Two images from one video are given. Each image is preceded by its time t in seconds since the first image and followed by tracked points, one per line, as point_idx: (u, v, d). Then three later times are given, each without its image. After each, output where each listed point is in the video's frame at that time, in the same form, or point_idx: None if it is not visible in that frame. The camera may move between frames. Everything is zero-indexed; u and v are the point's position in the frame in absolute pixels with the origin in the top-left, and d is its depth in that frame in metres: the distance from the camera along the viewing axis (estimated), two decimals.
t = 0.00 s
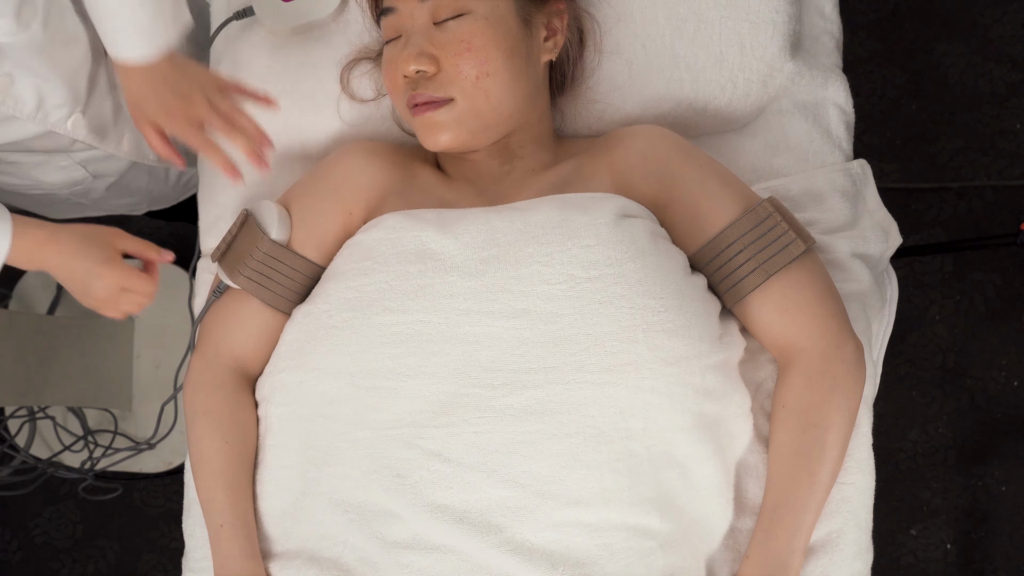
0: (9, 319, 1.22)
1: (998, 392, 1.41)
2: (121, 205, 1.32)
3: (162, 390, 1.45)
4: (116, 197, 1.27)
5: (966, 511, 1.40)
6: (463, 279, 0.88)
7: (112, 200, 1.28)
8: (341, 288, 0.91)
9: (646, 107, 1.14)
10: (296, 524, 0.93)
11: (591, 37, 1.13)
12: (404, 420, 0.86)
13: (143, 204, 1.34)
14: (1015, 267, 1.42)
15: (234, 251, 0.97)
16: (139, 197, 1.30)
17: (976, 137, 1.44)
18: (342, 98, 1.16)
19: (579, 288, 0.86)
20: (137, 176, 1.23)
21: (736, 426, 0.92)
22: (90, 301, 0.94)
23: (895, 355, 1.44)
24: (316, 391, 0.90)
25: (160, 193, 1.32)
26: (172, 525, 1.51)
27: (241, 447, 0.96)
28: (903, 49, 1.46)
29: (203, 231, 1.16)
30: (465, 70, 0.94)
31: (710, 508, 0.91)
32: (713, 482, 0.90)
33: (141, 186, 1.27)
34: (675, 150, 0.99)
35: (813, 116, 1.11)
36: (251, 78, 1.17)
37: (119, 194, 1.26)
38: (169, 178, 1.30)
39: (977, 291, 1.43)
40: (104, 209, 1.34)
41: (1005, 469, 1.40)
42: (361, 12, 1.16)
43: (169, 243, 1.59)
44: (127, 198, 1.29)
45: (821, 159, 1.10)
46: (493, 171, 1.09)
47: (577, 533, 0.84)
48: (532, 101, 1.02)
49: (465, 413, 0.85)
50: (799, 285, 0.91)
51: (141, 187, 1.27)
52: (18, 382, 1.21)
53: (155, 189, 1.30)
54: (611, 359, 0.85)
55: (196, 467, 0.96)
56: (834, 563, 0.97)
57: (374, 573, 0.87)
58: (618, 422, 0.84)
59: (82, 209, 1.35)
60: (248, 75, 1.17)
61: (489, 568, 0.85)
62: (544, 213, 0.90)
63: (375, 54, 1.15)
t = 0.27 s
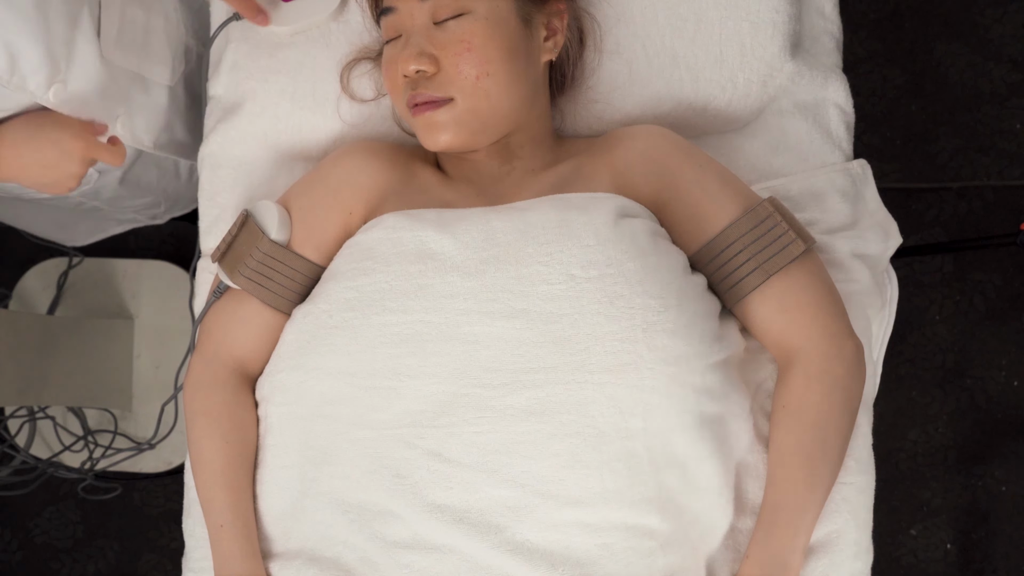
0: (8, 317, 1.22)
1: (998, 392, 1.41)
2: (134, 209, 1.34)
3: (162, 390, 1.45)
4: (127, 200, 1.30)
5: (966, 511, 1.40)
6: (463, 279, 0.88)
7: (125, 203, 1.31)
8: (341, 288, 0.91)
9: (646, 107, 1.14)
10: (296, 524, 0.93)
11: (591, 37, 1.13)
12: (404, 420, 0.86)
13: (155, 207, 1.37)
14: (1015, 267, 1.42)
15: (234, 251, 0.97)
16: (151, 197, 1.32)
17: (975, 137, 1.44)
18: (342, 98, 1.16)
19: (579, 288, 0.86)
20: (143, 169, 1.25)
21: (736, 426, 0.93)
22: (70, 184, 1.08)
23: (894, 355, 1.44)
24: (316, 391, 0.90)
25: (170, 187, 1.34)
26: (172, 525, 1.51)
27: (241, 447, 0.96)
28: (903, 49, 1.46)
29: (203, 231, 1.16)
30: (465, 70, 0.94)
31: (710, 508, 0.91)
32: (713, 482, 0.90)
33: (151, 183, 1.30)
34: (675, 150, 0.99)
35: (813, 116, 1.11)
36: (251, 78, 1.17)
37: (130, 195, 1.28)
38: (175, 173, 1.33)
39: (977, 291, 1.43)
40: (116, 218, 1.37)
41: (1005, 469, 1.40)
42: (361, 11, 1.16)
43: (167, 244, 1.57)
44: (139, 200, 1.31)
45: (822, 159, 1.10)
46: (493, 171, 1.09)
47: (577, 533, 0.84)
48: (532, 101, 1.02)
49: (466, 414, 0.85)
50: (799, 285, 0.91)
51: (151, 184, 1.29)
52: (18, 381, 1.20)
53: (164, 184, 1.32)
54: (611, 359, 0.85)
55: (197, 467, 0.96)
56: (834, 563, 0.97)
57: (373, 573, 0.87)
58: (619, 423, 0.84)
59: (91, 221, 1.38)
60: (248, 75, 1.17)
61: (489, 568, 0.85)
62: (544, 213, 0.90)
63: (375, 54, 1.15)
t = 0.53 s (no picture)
0: (9, 317, 1.22)
1: (998, 392, 1.41)
2: (121, 220, 1.31)
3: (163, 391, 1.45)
4: (114, 210, 1.27)
5: (966, 511, 1.40)
6: (463, 278, 0.88)
7: (111, 214, 1.28)
8: (341, 288, 0.91)
9: (646, 107, 1.14)
10: (296, 524, 0.93)
11: (591, 37, 1.13)
12: (403, 420, 0.86)
13: (145, 219, 1.34)
14: (1015, 267, 1.42)
15: (234, 251, 0.97)
16: (138, 207, 1.30)
17: (975, 137, 1.44)
18: (342, 98, 1.16)
19: (579, 288, 0.86)
20: (131, 177, 1.23)
21: (736, 426, 0.93)
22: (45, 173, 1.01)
23: (894, 355, 1.44)
24: (316, 391, 0.90)
25: (158, 198, 1.32)
26: (172, 525, 1.51)
27: (242, 447, 0.96)
28: (903, 49, 1.46)
29: (203, 231, 1.16)
30: (465, 70, 0.94)
31: (710, 508, 0.91)
32: (713, 482, 0.90)
33: (138, 192, 1.28)
34: (675, 150, 0.99)
35: (813, 116, 1.11)
36: (250, 78, 1.17)
37: (119, 204, 1.26)
38: (161, 181, 1.31)
39: (977, 291, 1.43)
40: (105, 232, 1.34)
41: (1005, 469, 1.40)
42: (361, 11, 1.16)
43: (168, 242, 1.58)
44: (127, 210, 1.29)
45: (822, 159, 1.10)
46: (493, 171, 1.09)
47: (577, 533, 0.84)
48: (532, 101, 1.02)
49: (466, 414, 0.85)
50: (799, 285, 0.90)
51: (137, 194, 1.27)
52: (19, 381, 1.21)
53: (151, 194, 1.31)
54: (611, 359, 0.85)
55: (197, 467, 0.97)
56: (834, 563, 0.97)
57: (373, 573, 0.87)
58: (619, 423, 0.84)
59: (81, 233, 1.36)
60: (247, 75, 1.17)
61: (489, 568, 0.85)
62: (544, 213, 0.90)
63: (375, 54, 1.15)
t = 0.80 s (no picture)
0: (9, 318, 1.22)
1: (997, 392, 1.41)
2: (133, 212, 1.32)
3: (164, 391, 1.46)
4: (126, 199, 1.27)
5: (966, 511, 1.40)
6: (463, 278, 0.88)
7: (124, 204, 1.28)
8: (341, 288, 0.91)
9: (646, 107, 1.14)
10: (296, 524, 0.93)
11: (591, 37, 1.13)
12: (403, 420, 0.86)
13: (155, 212, 1.35)
14: (1015, 267, 1.42)
15: (234, 251, 0.97)
16: (149, 195, 1.30)
17: (975, 137, 1.44)
18: (342, 98, 1.16)
19: (579, 288, 0.86)
20: (139, 162, 1.24)
21: (736, 426, 0.93)
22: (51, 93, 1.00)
23: (894, 355, 1.44)
24: (316, 391, 0.90)
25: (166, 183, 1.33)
26: (172, 525, 1.51)
27: (242, 447, 0.96)
28: (903, 49, 1.46)
29: (203, 231, 1.16)
30: (465, 70, 0.94)
31: (710, 508, 0.91)
32: (713, 482, 0.90)
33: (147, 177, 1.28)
34: (674, 150, 0.99)
35: (813, 116, 1.11)
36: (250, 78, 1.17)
37: (131, 192, 1.26)
38: (168, 167, 1.32)
39: (977, 291, 1.43)
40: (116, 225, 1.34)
41: (1005, 468, 1.40)
42: (361, 11, 1.16)
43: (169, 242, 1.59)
44: (138, 199, 1.29)
45: (821, 159, 1.10)
46: (493, 171, 1.09)
47: (577, 533, 0.84)
48: (532, 102, 1.02)
49: (466, 414, 0.85)
50: (799, 285, 0.90)
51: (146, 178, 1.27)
52: (19, 382, 1.20)
53: (160, 178, 1.31)
54: (612, 359, 0.85)
55: (197, 467, 0.97)
56: (834, 563, 0.97)
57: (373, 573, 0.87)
58: (619, 422, 0.84)
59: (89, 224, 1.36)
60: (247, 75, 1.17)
61: (489, 568, 0.85)
62: (544, 213, 0.90)
63: (375, 55, 1.15)
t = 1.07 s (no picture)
0: (9, 318, 1.21)
1: (998, 392, 1.41)
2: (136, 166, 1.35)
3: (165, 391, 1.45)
4: (125, 150, 1.31)
5: (966, 511, 1.40)
6: (463, 278, 0.88)
7: (126, 154, 1.32)
8: (341, 288, 0.91)
9: (646, 107, 1.14)
10: (296, 524, 0.93)
11: (591, 37, 1.13)
12: (403, 420, 0.86)
13: (157, 164, 1.38)
14: (1015, 267, 1.42)
15: (234, 250, 0.97)
16: (149, 146, 1.34)
17: (975, 137, 1.44)
18: (342, 97, 1.16)
19: (579, 288, 0.86)
20: (134, 112, 1.28)
21: (736, 426, 0.93)
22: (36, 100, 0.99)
23: (894, 355, 1.44)
24: (316, 391, 0.90)
25: (166, 137, 1.37)
26: (172, 525, 1.51)
27: (242, 447, 0.96)
28: (904, 49, 1.46)
29: (203, 231, 1.16)
30: (466, 70, 0.94)
31: (710, 508, 0.91)
32: (713, 482, 0.90)
33: (146, 130, 1.32)
34: (674, 150, 0.99)
35: (813, 116, 1.11)
36: (250, 77, 1.17)
37: (128, 142, 1.30)
38: (165, 117, 1.36)
39: (977, 291, 1.43)
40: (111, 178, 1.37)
41: (1005, 468, 1.40)
42: (361, 11, 1.16)
43: (169, 242, 1.59)
44: (139, 150, 1.33)
45: (821, 159, 1.10)
46: (493, 171, 1.09)
47: (577, 533, 0.84)
48: (532, 102, 1.02)
49: (466, 414, 0.85)
50: (799, 285, 0.90)
51: (144, 129, 1.31)
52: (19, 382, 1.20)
53: (159, 131, 1.35)
54: (612, 359, 0.85)
55: (197, 466, 0.97)
56: (835, 563, 0.97)
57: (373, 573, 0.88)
58: (619, 422, 0.84)
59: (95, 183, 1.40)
60: (247, 75, 1.17)
61: (489, 568, 0.85)
62: (544, 213, 0.90)
63: (375, 54, 1.15)
